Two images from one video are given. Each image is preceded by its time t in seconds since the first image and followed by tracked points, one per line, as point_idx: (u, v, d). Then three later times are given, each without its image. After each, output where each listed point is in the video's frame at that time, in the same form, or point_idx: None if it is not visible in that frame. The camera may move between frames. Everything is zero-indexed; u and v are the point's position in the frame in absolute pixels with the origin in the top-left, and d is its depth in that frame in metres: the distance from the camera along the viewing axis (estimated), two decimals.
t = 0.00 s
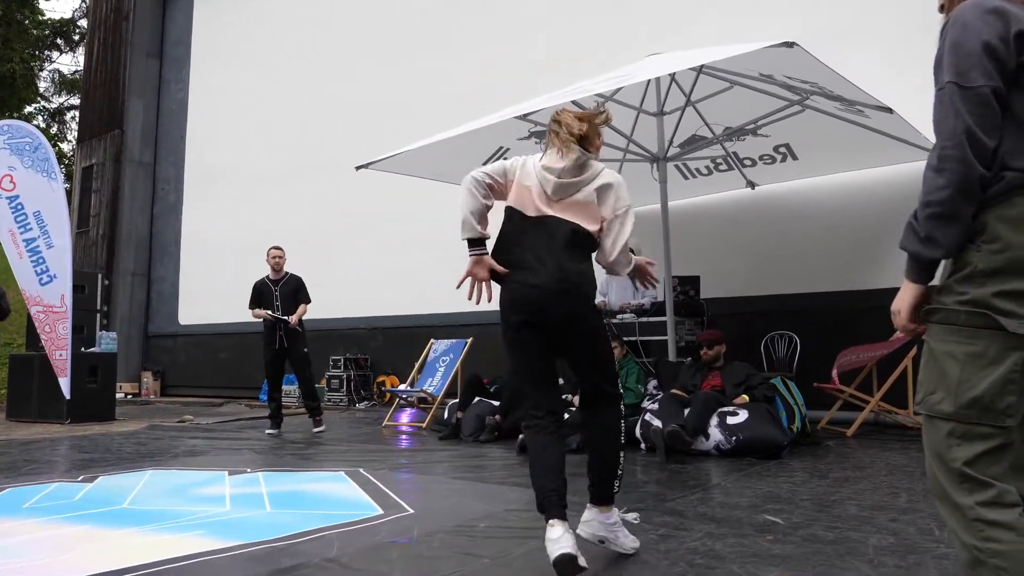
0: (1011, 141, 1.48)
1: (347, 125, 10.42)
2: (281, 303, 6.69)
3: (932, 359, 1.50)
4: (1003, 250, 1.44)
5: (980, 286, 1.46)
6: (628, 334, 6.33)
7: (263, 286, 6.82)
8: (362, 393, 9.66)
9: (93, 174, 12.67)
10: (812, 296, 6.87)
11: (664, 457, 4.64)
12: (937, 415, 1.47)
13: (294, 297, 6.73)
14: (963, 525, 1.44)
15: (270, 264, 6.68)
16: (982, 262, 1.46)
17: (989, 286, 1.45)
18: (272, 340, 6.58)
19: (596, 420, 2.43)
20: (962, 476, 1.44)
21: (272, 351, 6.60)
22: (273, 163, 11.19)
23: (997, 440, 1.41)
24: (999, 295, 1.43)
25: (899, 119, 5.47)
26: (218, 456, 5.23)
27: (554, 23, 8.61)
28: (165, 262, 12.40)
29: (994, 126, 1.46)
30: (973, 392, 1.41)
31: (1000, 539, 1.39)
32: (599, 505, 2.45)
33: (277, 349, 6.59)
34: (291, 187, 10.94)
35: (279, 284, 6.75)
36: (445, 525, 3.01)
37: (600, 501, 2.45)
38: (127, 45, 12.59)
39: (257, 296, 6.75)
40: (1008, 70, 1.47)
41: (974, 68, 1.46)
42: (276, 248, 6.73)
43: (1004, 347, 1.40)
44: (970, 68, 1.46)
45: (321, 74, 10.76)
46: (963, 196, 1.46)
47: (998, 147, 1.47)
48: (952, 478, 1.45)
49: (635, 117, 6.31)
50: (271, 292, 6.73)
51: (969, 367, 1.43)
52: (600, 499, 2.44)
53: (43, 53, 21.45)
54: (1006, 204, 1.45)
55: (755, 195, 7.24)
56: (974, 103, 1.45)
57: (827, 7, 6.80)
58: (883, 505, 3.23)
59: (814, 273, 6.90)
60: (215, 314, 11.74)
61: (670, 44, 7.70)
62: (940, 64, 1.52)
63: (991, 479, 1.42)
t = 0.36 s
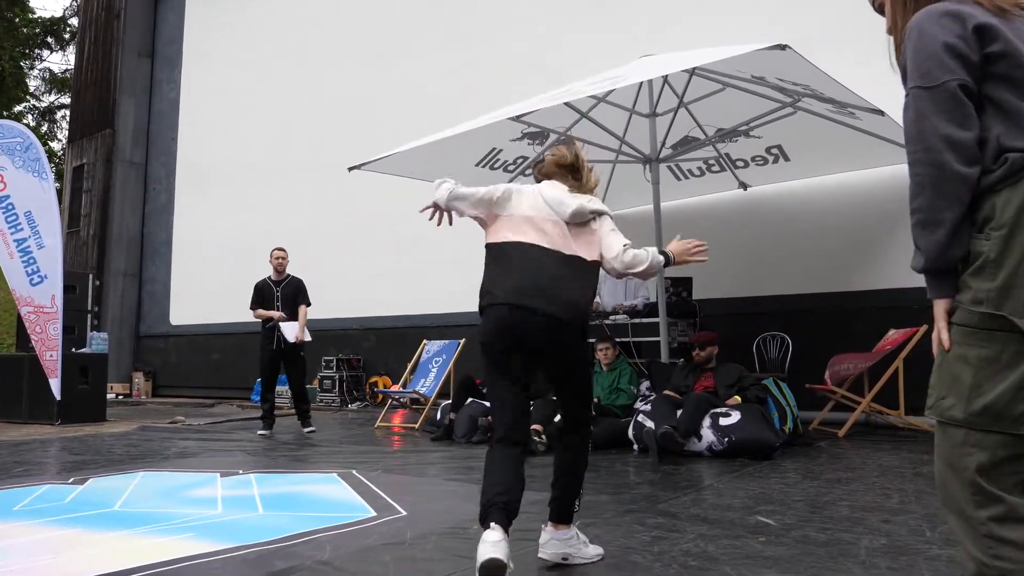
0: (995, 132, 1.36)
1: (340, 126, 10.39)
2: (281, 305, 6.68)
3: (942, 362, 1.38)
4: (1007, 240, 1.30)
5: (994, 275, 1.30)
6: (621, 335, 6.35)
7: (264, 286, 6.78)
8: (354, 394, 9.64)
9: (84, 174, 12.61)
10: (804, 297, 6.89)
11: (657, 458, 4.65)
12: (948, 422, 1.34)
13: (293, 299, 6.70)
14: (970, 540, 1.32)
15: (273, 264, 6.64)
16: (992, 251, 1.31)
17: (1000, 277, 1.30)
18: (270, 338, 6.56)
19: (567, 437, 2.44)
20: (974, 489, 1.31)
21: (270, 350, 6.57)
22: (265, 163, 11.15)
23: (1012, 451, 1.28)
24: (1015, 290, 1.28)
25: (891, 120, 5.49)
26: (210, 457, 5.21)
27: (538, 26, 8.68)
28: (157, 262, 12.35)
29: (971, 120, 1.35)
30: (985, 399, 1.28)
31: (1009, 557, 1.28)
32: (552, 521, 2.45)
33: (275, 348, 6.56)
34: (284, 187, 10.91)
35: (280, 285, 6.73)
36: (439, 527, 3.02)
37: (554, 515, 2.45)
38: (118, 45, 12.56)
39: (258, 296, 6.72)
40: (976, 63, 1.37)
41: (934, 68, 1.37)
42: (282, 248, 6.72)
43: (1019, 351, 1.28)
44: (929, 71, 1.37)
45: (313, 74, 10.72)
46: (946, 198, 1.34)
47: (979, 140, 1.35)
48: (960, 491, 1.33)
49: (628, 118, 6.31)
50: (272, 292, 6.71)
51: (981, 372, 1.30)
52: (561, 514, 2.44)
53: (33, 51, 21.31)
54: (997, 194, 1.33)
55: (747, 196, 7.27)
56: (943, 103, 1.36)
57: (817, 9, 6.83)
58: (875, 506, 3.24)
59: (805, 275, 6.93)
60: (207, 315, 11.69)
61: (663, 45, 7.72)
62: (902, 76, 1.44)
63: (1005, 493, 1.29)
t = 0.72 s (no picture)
0: (980, 121, 1.36)
1: (338, 126, 10.39)
2: (300, 308, 6.66)
3: (937, 362, 1.39)
4: (993, 233, 1.30)
5: (982, 272, 1.31)
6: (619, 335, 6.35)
7: (280, 286, 6.71)
8: (352, 394, 9.64)
9: (82, 174, 12.58)
10: (802, 297, 6.91)
11: (655, 458, 4.66)
12: (949, 423, 1.35)
13: (310, 302, 6.75)
14: (982, 543, 1.32)
15: (293, 266, 6.67)
16: (980, 245, 1.31)
17: (989, 273, 1.30)
18: (285, 338, 6.58)
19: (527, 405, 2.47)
20: (983, 491, 1.31)
21: (285, 350, 6.59)
22: (263, 164, 11.15)
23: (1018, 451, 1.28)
24: (1003, 287, 1.28)
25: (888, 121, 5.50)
26: (209, 457, 5.21)
27: (536, 27, 8.70)
28: (155, 262, 12.34)
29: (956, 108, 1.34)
30: (984, 401, 1.29)
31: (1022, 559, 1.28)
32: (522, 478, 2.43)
33: (292, 348, 6.59)
34: (282, 187, 10.91)
35: (298, 286, 6.70)
36: (438, 527, 3.03)
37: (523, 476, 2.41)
38: (115, 45, 12.54)
39: (274, 296, 6.63)
40: (962, 51, 1.37)
41: (919, 54, 1.37)
42: (300, 249, 6.71)
43: (1011, 349, 1.27)
44: (915, 58, 1.37)
45: (311, 73, 10.72)
46: (929, 189, 1.33)
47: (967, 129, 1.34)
48: (971, 495, 1.33)
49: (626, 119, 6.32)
50: (290, 293, 6.66)
51: (975, 372, 1.31)
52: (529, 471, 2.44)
53: (29, 51, 21.23)
54: (982, 186, 1.33)
55: (745, 196, 7.28)
56: (928, 89, 1.35)
57: (816, 10, 6.85)
58: (873, 506, 3.26)
59: (805, 275, 6.93)
60: (205, 315, 11.68)
61: (661, 46, 7.72)
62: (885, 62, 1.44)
63: (1015, 494, 1.29)
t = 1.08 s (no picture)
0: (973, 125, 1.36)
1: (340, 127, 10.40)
2: (306, 308, 6.69)
3: (932, 359, 1.40)
4: (988, 234, 1.31)
5: (972, 272, 1.33)
6: (620, 335, 6.35)
7: (286, 286, 6.76)
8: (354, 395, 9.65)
9: (83, 174, 12.59)
10: (803, 297, 6.91)
11: (657, 458, 4.66)
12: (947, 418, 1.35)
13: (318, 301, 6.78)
14: (984, 537, 1.32)
15: (301, 266, 6.67)
16: (971, 245, 1.32)
17: (980, 273, 1.32)
18: (291, 337, 6.58)
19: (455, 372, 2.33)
20: (983, 483, 1.31)
21: (291, 348, 6.56)
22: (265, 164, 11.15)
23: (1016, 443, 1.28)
24: (996, 285, 1.29)
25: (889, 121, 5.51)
26: (210, 457, 5.22)
27: (537, 27, 8.70)
28: (156, 262, 12.35)
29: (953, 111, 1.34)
30: (979, 394, 1.29)
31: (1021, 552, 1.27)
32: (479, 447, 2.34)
33: (297, 348, 6.57)
34: (283, 187, 10.91)
35: (304, 286, 6.75)
36: (441, 527, 3.03)
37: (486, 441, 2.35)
38: (117, 45, 12.56)
39: (280, 295, 6.65)
40: (957, 54, 1.37)
41: (916, 58, 1.36)
42: (309, 249, 6.72)
43: (1002, 343, 1.28)
44: (907, 64, 1.37)
45: (313, 74, 10.73)
46: (926, 191, 1.33)
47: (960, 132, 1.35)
48: (973, 489, 1.33)
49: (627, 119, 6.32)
50: (296, 293, 6.69)
51: (971, 367, 1.31)
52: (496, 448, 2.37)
53: (30, 51, 21.24)
54: (976, 189, 1.34)
55: (747, 197, 7.28)
56: (921, 93, 1.34)
57: (817, 10, 6.85)
58: (874, 506, 3.26)
59: (807, 275, 6.93)
60: (206, 316, 11.70)
61: (662, 46, 7.73)
62: (878, 68, 1.43)
63: (1017, 486, 1.28)
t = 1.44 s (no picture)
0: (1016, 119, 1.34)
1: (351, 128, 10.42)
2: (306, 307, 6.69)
3: (967, 364, 1.38)
4: None
5: (1016, 273, 1.31)
6: (633, 335, 6.34)
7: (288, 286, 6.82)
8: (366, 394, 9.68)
9: (97, 176, 12.70)
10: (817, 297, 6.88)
11: (670, 458, 4.65)
12: (985, 426, 1.34)
13: (321, 301, 6.83)
14: (1012, 543, 1.32)
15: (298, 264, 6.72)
16: (1016, 244, 1.31)
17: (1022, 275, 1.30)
18: (292, 337, 6.61)
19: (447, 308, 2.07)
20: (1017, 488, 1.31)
21: (293, 350, 6.60)
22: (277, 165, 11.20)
23: None
24: None
25: (903, 121, 5.47)
26: (225, 457, 5.26)
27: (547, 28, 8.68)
28: (170, 263, 12.42)
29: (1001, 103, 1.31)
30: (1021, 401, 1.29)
31: None
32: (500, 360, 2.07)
33: (298, 348, 6.60)
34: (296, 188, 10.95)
35: (305, 286, 6.79)
36: (456, 527, 3.04)
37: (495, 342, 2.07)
38: (130, 48, 12.63)
39: (282, 296, 6.75)
40: (1005, 47, 1.34)
41: (968, 46, 1.32)
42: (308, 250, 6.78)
43: None
44: (959, 50, 1.32)
45: (324, 75, 10.76)
46: (971, 179, 1.29)
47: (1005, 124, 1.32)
48: (1005, 496, 1.32)
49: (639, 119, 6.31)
50: (297, 293, 6.75)
51: (1016, 373, 1.30)
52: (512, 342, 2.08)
53: (45, 54, 21.42)
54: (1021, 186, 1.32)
55: (760, 197, 7.26)
56: (973, 83, 1.31)
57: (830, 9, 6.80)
58: (890, 508, 3.25)
59: (820, 276, 6.90)
60: (220, 316, 11.76)
61: (673, 46, 7.70)
62: (922, 50, 1.38)
63: None
